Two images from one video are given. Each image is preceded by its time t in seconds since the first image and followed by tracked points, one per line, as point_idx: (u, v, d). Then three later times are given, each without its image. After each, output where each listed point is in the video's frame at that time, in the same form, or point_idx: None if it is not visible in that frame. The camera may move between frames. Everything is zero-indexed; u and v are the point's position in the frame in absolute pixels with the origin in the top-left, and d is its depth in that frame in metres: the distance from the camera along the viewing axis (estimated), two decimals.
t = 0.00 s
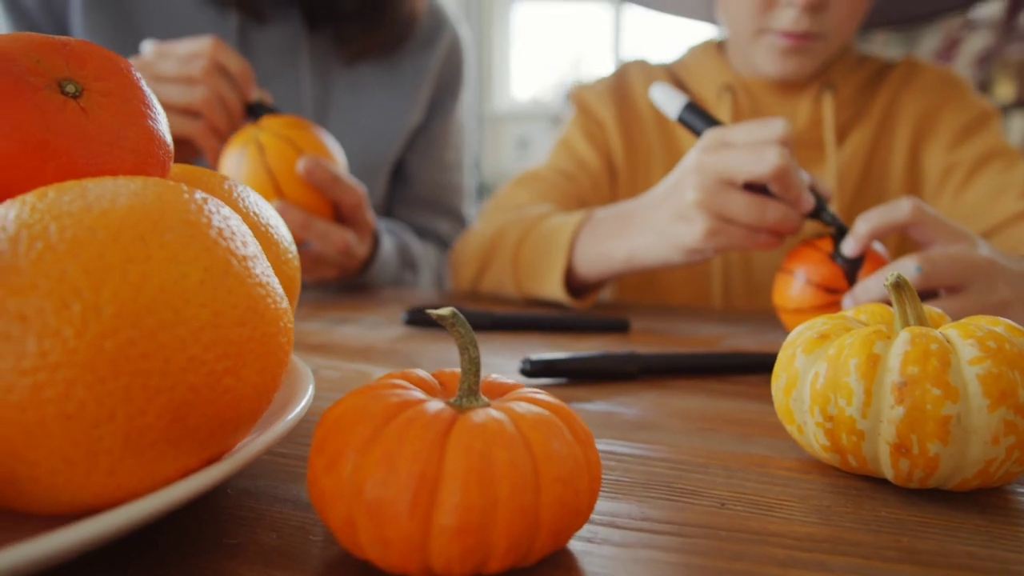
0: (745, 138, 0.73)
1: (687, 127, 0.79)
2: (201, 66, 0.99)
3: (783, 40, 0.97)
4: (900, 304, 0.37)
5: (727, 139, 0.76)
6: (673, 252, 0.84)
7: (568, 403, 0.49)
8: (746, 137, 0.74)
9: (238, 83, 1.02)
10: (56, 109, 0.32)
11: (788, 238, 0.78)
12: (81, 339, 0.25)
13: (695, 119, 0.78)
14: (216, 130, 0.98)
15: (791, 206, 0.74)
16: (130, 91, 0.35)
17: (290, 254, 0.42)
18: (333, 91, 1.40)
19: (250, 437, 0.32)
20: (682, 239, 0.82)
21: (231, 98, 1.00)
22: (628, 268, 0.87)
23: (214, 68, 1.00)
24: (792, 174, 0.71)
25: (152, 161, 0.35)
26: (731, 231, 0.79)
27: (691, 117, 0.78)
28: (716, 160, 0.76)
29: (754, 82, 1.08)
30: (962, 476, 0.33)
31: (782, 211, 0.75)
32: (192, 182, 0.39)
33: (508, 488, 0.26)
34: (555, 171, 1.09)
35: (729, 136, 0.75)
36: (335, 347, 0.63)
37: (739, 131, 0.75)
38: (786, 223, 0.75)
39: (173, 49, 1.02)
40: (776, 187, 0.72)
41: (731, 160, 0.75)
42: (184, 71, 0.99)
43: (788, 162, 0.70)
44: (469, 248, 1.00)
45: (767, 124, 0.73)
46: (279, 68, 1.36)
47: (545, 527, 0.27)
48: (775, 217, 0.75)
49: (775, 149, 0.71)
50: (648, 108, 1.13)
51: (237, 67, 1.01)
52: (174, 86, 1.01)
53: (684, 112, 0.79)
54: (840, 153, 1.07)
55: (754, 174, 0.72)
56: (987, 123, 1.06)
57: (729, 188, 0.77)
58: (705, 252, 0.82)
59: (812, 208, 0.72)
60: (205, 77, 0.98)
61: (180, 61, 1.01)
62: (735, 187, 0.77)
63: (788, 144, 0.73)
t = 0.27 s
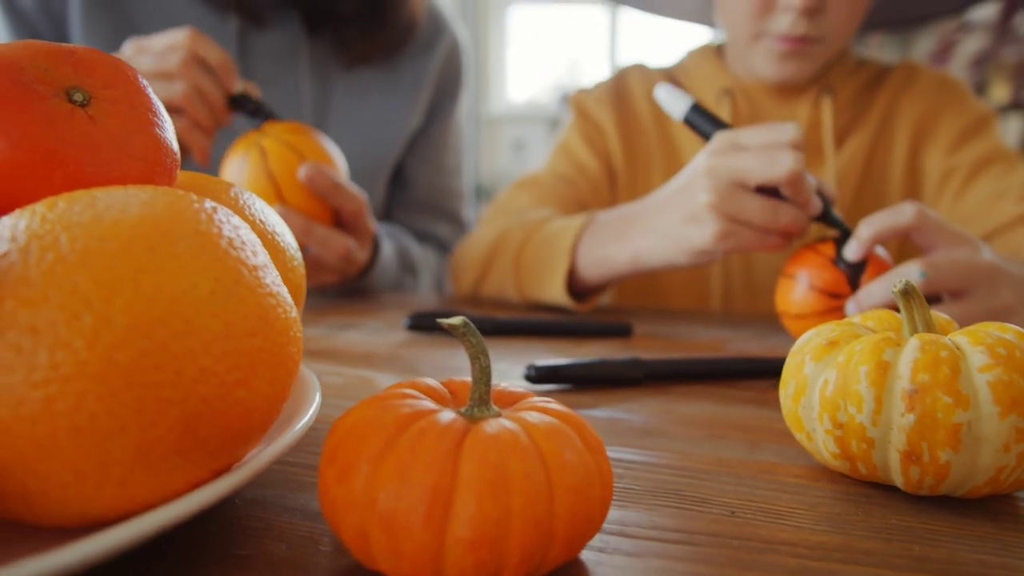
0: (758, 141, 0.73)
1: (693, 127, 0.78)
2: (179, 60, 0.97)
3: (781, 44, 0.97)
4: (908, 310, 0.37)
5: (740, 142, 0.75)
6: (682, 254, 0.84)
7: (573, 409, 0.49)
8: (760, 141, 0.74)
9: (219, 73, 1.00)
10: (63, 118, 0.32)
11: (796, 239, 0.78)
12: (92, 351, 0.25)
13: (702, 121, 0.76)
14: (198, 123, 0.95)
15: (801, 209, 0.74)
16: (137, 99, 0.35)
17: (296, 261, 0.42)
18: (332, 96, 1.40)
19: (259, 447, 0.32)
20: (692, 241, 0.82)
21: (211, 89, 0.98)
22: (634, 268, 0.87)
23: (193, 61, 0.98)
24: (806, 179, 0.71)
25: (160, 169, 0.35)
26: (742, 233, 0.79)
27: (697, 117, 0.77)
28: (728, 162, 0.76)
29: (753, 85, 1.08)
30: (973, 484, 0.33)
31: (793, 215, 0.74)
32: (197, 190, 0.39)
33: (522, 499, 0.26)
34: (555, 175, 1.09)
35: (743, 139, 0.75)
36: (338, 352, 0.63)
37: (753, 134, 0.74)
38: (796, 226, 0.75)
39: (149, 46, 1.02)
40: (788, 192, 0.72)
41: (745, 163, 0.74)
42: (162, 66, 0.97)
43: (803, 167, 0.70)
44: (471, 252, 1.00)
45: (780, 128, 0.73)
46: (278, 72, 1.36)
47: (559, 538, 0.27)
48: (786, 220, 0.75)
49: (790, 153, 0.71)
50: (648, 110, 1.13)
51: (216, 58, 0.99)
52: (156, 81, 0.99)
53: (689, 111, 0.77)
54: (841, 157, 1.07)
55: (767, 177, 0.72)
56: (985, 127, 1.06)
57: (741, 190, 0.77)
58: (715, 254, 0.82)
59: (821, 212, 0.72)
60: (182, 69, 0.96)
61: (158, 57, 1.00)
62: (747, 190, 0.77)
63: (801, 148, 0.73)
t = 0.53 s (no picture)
0: (734, 145, 0.73)
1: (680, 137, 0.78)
2: (202, 80, 0.97)
3: (774, 52, 0.98)
4: (910, 319, 0.37)
5: (717, 148, 0.75)
6: (673, 263, 0.84)
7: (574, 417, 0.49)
8: (736, 145, 0.74)
9: (241, 97, 1.00)
10: (68, 128, 0.32)
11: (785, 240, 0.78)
12: (100, 364, 0.25)
13: (687, 128, 0.77)
14: (216, 143, 0.96)
15: (786, 210, 0.75)
16: (141, 110, 0.35)
17: (298, 269, 0.42)
18: (330, 101, 1.39)
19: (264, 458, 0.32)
20: (680, 249, 0.83)
21: (232, 111, 0.99)
22: (631, 283, 0.87)
23: (216, 82, 0.98)
24: (785, 178, 0.72)
25: (163, 180, 0.35)
26: (726, 237, 0.79)
27: (683, 126, 0.78)
28: (706, 168, 0.75)
29: (748, 91, 1.08)
30: (976, 492, 0.33)
31: (777, 216, 0.75)
32: (201, 200, 0.39)
33: (529, 510, 0.26)
34: (551, 181, 1.09)
35: (719, 145, 0.74)
36: (338, 360, 0.63)
37: (728, 139, 0.74)
38: (781, 227, 0.75)
39: (173, 61, 1.00)
40: (770, 192, 0.73)
41: (723, 168, 0.74)
42: (184, 84, 0.97)
43: (781, 167, 0.71)
44: (470, 260, 0.99)
45: (757, 131, 0.73)
46: (276, 77, 1.36)
47: (566, 549, 0.27)
48: (770, 220, 0.75)
49: (766, 152, 0.71)
50: (645, 117, 1.14)
51: (240, 80, 1.00)
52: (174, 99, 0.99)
53: (676, 120, 0.78)
54: (836, 161, 1.07)
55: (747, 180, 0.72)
56: (980, 133, 1.07)
57: (721, 195, 0.77)
58: (702, 259, 0.82)
59: (807, 213, 0.74)
60: (207, 90, 0.96)
61: (181, 74, 0.99)
62: (726, 194, 0.77)
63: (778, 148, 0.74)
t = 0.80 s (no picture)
0: (700, 150, 0.75)
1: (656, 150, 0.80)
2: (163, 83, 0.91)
3: (767, 59, 0.99)
4: (902, 326, 0.38)
5: (685, 155, 0.77)
6: (651, 269, 0.84)
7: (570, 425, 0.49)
8: (702, 151, 0.76)
9: (203, 93, 0.93)
10: (69, 143, 0.32)
11: (757, 243, 0.78)
12: (103, 377, 0.25)
13: (659, 140, 0.80)
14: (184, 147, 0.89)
15: (754, 211, 0.76)
16: (141, 124, 0.35)
17: (296, 279, 0.42)
18: (326, 110, 1.39)
19: (263, 468, 0.32)
20: (656, 254, 0.83)
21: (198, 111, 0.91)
22: (615, 291, 0.87)
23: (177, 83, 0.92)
24: (748, 176, 0.73)
25: (162, 194, 0.35)
26: (698, 238, 0.79)
27: (658, 139, 0.80)
28: (675, 174, 0.77)
29: (742, 97, 1.09)
30: (967, 497, 0.33)
31: (745, 215, 0.75)
32: (199, 211, 0.39)
33: (526, 519, 0.26)
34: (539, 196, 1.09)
35: (686, 152, 0.77)
36: (335, 368, 0.63)
37: (695, 146, 0.77)
38: (751, 227, 0.76)
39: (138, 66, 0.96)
40: (737, 191, 0.74)
41: (691, 172, 0.76)
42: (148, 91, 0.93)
43: (743, 165, 0.72)
44: (466, 270, 0.99)
45: (721, 136, 0.75)
46: (272, 85, 1.35)
47: (562, 557, 0.27)
48: (737, 220, 0.75)
49: (729, 155, 0.73)
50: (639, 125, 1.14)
51: (201, 79, 0.93)
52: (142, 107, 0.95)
53: (651, 133, 0.81)
54: (830, 167, 1.08)
55: (712, 180, 0.74)
56: (972, 138, 1.07)
57: (691, 199, 0.78)
58: (679, 262, 0.82)
59: (775, 214, 0.75)
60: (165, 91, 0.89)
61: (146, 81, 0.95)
62: (697, 199, 0.78)
63: (744, 153, 0.75)
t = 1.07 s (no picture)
0: (708, 165, 0.74)
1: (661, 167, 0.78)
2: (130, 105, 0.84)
3: (758, 66, 1.00)
4: (888, 334, 0.38)
5: (693, 169, 0.75)
6: (652, 279, 0.83)
7: (563, 432, 0.49)
8: (710, 165, 0.74)
9: (176, 105, 0.85)
10: (64, 154, 0.33)
11: (760, 260, 0.76)
12: (97, 388, 0.26)
13: (664, 156, 0.77)
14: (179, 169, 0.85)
15: (759, 227, 0.73)
16: (136, 134, 0.36)
17: (290, 286, 0.43)
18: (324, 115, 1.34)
19: (257, 476, 0.33)
20: (658, 265, 0.82)
21: (177, 124, 0.85)
22: (613, 300, 0.87)
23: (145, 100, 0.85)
24: (755, 193, 0.71)
25: (158, 204, 0.36)
26: (701, 251, 0.78)
27: (662, 157, 0.78)
28: (682, 188, 0.76)
29: (738, 104, 1.09)
30: (951, 504, 0.34)
31: (748, 231, 0.73)
32: (194, 221, 0.40)
33: (516, 527, 0.27)
34: (534, 201, 1.10)
35: (694, 165, 0.75)
36: (330, 376, 0.63)
37: (703, 160, 0.75)
38: (752, 244, 0.73)
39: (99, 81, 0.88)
40: (743, 209, 0.71)
41: (696, 186, 0.75)
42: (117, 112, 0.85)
43: (750, 182, 0.70)
44: (462, 276, 0.98)
45: (731, 152, 0.73)
46: (269, 91, 1.31)
47: (552, 564, 0.28)
48: (741, 236, 0.73)
49: (737, 170, 0.71)
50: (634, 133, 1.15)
51: (167, 89, 0.84)
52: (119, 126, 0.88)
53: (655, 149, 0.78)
54: (825, 175, 1.08)
55: (719, 196, 0.72)
56: (966, 145, 1.08)
57: (696, 212, 0.76)
58: (680, 274, 0.81)
59: (778, 233, 0.72)
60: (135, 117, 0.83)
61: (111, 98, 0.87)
62: (702, 212, 0.76)
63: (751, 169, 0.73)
